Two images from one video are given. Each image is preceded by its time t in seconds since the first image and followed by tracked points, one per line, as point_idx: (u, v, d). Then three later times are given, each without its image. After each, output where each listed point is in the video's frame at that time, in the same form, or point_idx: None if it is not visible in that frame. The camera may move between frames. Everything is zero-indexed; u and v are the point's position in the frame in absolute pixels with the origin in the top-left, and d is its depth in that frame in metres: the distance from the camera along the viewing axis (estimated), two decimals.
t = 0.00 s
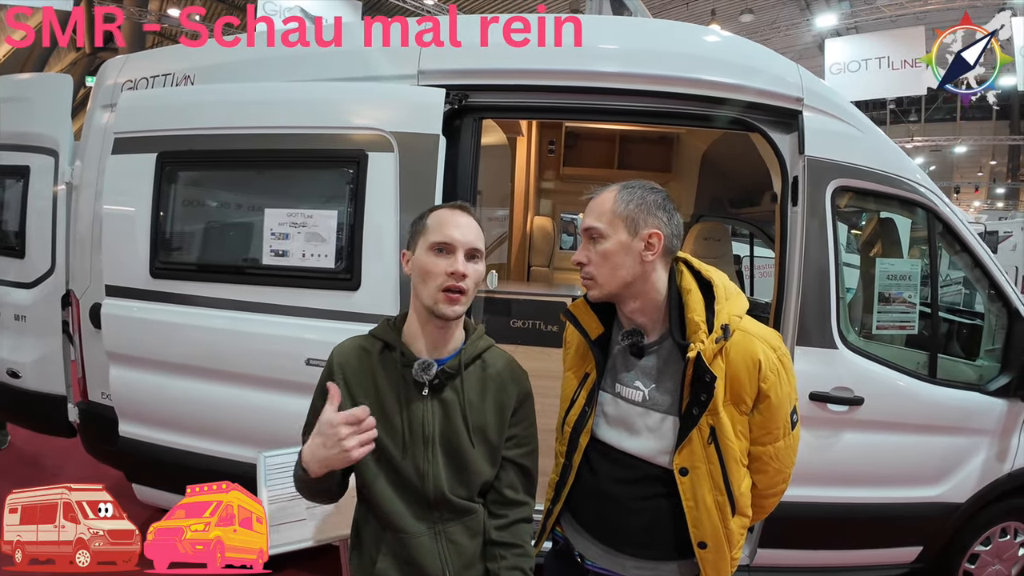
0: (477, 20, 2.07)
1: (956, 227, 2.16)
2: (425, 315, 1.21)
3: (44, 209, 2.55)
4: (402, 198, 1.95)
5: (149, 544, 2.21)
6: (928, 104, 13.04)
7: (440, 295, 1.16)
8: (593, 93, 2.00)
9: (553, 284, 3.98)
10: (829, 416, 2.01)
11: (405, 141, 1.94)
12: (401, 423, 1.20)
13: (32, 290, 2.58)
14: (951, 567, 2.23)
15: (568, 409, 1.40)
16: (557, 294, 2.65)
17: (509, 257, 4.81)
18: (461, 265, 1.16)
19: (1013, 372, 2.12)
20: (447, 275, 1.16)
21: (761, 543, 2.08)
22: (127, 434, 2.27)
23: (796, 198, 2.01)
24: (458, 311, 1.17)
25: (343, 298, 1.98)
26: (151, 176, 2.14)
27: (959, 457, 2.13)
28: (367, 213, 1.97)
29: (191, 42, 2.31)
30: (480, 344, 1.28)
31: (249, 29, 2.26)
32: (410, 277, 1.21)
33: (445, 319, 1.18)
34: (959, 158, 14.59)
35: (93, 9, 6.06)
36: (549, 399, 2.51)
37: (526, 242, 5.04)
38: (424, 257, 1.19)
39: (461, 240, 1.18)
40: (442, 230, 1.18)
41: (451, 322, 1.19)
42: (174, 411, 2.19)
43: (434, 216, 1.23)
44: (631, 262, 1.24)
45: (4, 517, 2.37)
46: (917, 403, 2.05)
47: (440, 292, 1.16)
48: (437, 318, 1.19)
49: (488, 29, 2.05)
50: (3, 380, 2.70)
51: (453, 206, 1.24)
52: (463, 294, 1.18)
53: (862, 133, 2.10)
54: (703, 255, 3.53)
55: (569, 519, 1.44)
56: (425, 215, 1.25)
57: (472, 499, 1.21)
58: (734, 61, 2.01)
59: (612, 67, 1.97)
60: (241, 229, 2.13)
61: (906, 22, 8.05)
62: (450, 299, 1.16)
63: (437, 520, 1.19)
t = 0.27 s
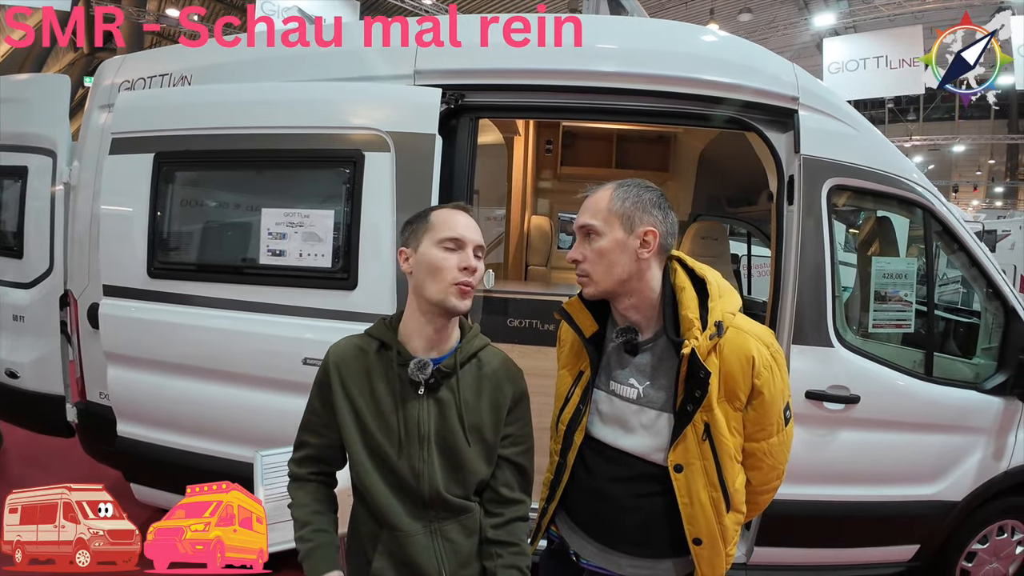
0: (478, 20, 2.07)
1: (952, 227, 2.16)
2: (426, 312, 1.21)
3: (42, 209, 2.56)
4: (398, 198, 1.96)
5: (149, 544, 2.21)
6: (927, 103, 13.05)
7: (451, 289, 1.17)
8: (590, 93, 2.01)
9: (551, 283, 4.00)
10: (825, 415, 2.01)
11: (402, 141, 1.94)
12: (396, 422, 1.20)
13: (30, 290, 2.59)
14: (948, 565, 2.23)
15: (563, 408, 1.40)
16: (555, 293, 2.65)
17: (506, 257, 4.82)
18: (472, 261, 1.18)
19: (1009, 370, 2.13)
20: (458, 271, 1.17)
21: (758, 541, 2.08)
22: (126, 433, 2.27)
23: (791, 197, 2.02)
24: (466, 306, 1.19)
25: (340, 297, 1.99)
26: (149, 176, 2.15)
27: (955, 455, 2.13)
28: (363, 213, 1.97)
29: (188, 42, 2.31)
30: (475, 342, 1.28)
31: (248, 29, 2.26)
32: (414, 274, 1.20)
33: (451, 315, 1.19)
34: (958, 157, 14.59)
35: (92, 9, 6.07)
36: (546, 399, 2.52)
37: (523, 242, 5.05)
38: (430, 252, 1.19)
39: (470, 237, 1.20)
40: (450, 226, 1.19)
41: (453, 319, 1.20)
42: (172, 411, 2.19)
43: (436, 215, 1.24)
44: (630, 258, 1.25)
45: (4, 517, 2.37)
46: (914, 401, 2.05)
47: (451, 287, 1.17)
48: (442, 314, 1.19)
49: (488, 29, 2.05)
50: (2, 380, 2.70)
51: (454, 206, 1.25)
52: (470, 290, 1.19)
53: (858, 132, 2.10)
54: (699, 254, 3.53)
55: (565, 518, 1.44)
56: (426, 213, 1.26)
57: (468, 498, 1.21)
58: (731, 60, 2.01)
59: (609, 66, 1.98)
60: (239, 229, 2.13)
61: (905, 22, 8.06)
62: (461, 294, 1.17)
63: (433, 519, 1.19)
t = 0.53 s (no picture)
0: (477, 20, 2.07)
1: (950, 226, 2.16)
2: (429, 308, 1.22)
3: (39, 209, 2.57)
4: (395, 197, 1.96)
5: (149, 544, 2.21)
6: (926, 102, 13.06)
7: (469, 286, 1.19)
8: (587, 91, 2.01)
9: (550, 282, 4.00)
10: (821, 413, 2.01)
11: (398, 140, 1.95)
12: (391, 420, 1.20)
13: (28, 290, 2.59)
14: (945, 563, 2.23)
15: (557, 404, 1.40)
16: (551, 292, 2.66)
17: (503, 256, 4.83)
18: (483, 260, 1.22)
19: (1006, 368, 2.14)
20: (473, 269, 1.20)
21: (755, 539, 2.08)
22: (124, 433, 2.28)
23: (787, 195, 2.02)
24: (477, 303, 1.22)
25: (336, 296, 1.99)
26: (146, 176, 2.15)
27: (952, 453, 2.14)
28: (360, 212, 1.98)
29: (186, 42, 2.31)
30: (469, 340, 1.28)
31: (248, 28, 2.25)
32: (424, 268, 1.21)
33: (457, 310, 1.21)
34: (957, 156, 14.59)
35: (91, 9, 6.07)
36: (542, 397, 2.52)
37: (521, 241, 5.06)
38: (439, 251, 1.19)
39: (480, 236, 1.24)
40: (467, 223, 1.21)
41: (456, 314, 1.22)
42: (170, 410, 2.19)
43: (442, 215, 1.25)
44: (630, 254, 1.25)
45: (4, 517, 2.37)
46: (910, 399, 2.05)
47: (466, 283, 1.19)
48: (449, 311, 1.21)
49: (489, 29, 2.05)
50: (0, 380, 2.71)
51: (455, 208, 1.27)
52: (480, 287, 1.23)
53: (855, 131, 2.10)
54: (696, 253, 3.53)
55: (560, 517, 1.44)
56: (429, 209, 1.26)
57: (463, 495, 1.21)
58: (728, 59, 2.01)
59: (606, 65, 1.98)
60: (236, 228, 2.14)
61: (903, 22, 8.07)
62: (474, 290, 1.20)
63: (428, 516, 1.19)
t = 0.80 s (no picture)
0: (476, 20, 2.07)
1: (949, 225, 2.16)
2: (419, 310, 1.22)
3: (38, 210, 2.57)
4: (392, 196, 1.96)
5: (149, 544, 2.21)
6: (925, 102, 13.07)
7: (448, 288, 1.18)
8: (584, 91, 2.01)
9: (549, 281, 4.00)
10: (820, 412, 2.01)
11: (396, 139, 1.95)
12: (388, 418, 1.20)
13: (26, 290, 2.59)
14: (944, 562, 2.23)
15: (554, 402, 1.40)
16: (549, 291, 2.66)
17: (500, 256, 4.83)
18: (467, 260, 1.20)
19: (1004, 367, 2.14)
20: (455, 270, 1.18)
21: (753, 538, 2.08)
22: (122, 433, 2.27)
23: (785, 193, 2.01)
24: (462, 304, 1.20)
25: (334, 295, 1.99)
26: (144, 176, 2.15)
27: (951, 452, 2.13)
28: (357, 212, 1.98)
29: (184, 41, 2.31)
30: (467, 339, 1.28)
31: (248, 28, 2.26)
32: (409, 271, 1.21)
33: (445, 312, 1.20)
34: (957, 156, 14.59)
35: (90, 9, 6.08)
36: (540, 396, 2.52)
37: (519, 241, 5.05)
38: (423, 253, 1.19)
39: (466, 235, 1.21)
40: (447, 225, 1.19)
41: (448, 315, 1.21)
42: (167, 410, 2.19)
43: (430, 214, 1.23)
44: (620, 255, 1.25)
45: (4, 517, 2.37)
46: (909, 397, 2.05)
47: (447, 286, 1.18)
48: (437, 312, 1.20)
49: (489, 29, 2.05)
50: None
51: (450, 204, 1.25)
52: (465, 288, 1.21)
53: (852, 129, 2.10)
54: (695, 252, 3.53)
55: (557, 517, 1.43)
56: (415, 211, 1.25)
57: (459, 495, 1.21)
58: (726, 58, 2.01)
59: (604, 64, 1.98)
60: (234, 228, 2.14)
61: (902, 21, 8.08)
62: (456, 292, 1.18)
63: (424, 515, 1.19)
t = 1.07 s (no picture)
0: (476, 20, 2.06)
1: (949, 225, 2.15)
2: (409, 317, 1.21)
3: (35, 211, 2.56)
4: (390, 198, 1.95)
5: (149, 544, 2.20)
6: (925, 102, 13.07)
7: (421, 295, 1.17)
8: (584, 91, 2.00)
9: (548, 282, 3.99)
10: (820, 414, 2.00)
11: (394, 140, 1.94)
12: (387, 424, 1.19)
13: (24, 292, 2.58)
14: (946, 565, 2.22)
15: (554, 407, 1.39)
16: (548, 293, 2.65)
17: (500, 256, 4.82)
18: (440, 266, 1.16)
19: (1006, 368, 2.13)
20: (425, 275, 1.16)
21: (754, 541, 2.07)
22: (120, 435, 2.26)
23: (785, 195, 2.01)
24: (439, 311, 1.17)
25: (332, 298, 1.98)
26: (141, 177, 2.14)
27: (953, 454, 2.12)
28: (355, 214, 1.97)
29: (183, 41, 2.29)
30: (468, 345, 1.27)
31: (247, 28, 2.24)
32: (396, 278, 1.22)
33: (429, 320, 1.18)
34: (957, 156, 14.59)
35: (89, 9, 6.07)
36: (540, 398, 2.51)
37: (518, 242, 5.04)
38: (405, 260, 1.20)
39: (440, 240, 1.18)
40: (422, 231, 1.18)
41: (437, 322, 1.19)
42: (165, 412, 2.18)
43: (418, 217, 1.21)
44: (619, 261, 1.24)
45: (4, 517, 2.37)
46: (910, 400, 2.04)
47: (420, 293, 1.17)
48: (421, 320, 1.18)
49: (489, 29, 2.04)
50: None
51: (437, 205, 1.24)
52: (444, 294, 1.18)
53: (853, 130, 2.09)
54: (695, 253, 3.52)
55: (556, 522, 1.42)
56: (406, 219, 1.25)
57: (458, 501, 1.20)
58: (726, 59, 2.00)
59: (604, 65, 1.97)
60: (232, 230, 2.12)
61: (902, 21, 8.08)
62: (429, 299, 1.16)
63: (422, 521, 1.18)
